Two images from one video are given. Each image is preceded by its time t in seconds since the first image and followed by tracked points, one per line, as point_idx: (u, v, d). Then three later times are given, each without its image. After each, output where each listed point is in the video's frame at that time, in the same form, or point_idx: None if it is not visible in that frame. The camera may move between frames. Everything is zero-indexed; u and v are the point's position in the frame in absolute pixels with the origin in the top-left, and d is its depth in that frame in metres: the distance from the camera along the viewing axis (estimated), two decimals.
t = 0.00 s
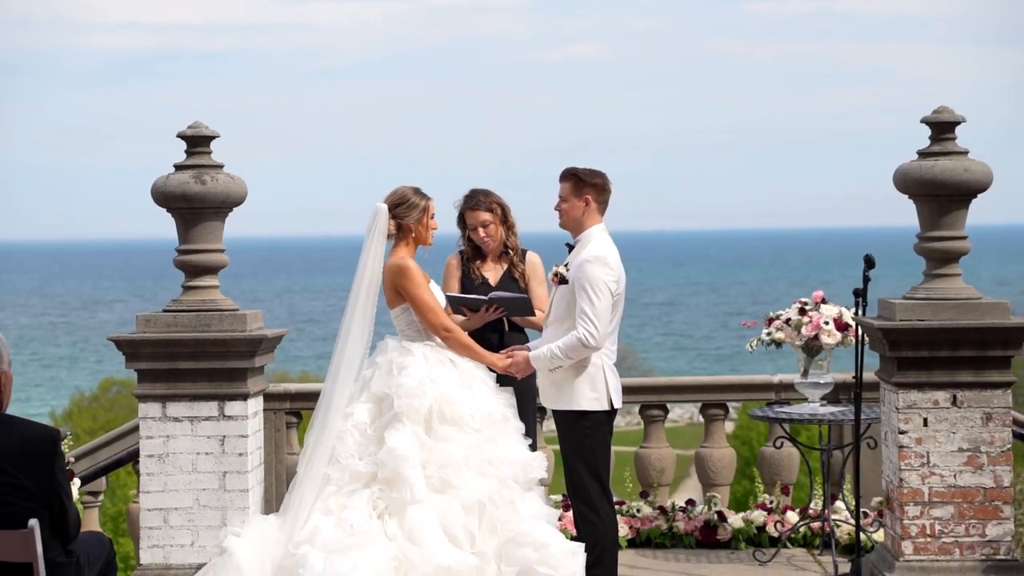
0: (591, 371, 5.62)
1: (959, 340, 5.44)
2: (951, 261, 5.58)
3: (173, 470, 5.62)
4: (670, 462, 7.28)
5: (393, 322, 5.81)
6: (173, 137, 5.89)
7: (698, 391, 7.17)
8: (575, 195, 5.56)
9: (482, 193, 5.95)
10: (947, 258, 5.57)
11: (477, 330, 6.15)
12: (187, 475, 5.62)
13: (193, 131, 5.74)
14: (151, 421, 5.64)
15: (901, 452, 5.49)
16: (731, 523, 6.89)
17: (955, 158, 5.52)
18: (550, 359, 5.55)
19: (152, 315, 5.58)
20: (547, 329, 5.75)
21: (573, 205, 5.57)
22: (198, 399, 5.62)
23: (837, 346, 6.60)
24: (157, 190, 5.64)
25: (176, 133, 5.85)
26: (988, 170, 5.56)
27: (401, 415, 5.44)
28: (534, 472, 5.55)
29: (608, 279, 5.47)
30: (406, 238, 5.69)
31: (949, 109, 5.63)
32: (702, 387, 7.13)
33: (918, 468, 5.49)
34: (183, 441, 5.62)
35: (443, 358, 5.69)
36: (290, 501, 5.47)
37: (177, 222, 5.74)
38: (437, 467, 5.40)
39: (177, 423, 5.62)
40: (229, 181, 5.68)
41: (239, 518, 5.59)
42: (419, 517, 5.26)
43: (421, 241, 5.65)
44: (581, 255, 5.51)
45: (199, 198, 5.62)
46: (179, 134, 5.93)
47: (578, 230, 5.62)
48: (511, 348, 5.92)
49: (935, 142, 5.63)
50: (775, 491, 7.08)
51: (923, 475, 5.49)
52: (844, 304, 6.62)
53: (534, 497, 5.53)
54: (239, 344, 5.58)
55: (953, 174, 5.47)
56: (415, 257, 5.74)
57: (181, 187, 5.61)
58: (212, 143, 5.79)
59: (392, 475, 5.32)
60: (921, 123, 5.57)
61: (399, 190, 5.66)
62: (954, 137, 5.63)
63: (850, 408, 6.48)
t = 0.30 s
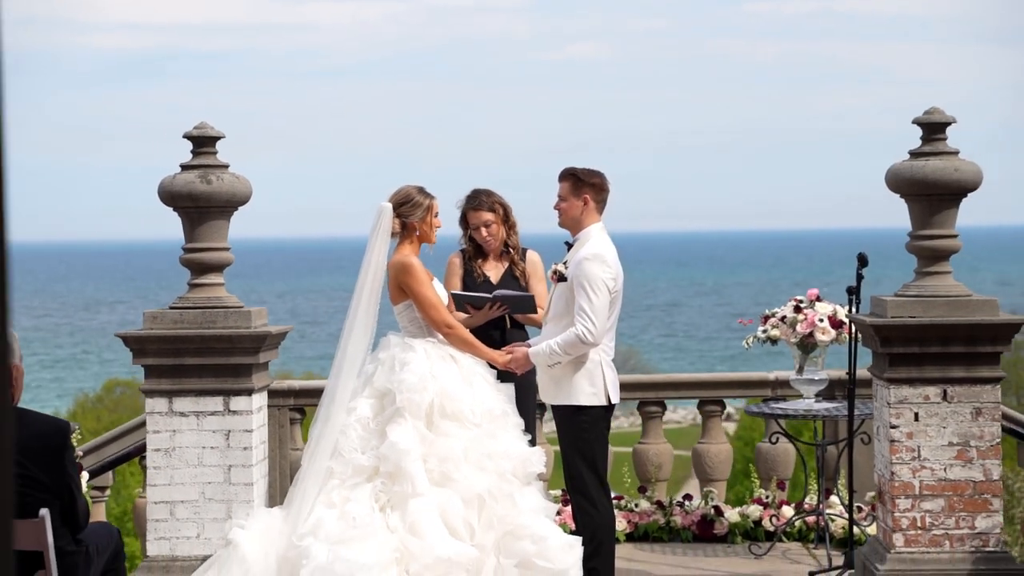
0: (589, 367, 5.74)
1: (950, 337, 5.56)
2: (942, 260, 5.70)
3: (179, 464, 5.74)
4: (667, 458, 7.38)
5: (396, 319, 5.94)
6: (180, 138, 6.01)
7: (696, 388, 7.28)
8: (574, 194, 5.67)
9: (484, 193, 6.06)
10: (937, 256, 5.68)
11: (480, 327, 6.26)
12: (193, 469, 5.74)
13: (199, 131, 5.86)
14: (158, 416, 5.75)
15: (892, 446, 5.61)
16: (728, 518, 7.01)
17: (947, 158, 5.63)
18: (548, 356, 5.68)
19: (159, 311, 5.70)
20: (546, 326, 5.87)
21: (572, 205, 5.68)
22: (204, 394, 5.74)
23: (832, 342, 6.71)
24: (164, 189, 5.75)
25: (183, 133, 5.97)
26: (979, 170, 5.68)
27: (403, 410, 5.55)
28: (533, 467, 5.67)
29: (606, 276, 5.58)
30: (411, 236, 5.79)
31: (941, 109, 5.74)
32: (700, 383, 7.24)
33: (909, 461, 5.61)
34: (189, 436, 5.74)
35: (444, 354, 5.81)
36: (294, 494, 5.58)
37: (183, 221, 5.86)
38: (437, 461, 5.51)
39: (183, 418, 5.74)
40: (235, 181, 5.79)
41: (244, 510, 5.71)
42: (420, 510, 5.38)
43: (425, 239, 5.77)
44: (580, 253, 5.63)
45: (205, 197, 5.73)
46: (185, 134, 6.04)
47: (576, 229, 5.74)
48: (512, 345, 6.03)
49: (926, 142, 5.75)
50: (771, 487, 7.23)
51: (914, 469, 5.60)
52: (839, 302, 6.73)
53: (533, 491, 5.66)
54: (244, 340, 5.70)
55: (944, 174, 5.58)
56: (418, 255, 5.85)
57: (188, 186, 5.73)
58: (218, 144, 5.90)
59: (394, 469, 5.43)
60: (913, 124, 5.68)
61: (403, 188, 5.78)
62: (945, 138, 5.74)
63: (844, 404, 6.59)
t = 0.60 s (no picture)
0: (587, 361, 5.85)
1: (940, 333, 5.67)
2: (933, 257, 5.80)
3: (186, 457, 5.86)
4: (665, 453, 7.48)
5: (398, 316, 6.06)
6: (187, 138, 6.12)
7: (694, 383, 7.39)
8: (573, 193, 5.78)
9: (487, 192, 6.17)
10: (928, 254, 5.78)
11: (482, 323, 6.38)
12: (199, 462, 5.86)
13: (205, 131, 5.97)
14: (164, 410, 5.87)
15: (884, 439, 5.72)
16: (725, 511, 7.11)
17: (937, 157, 5.74)
18: (548, 351, 5.78)
19: (166, 307, 5.83)
20: (545, 322, 5.98)
21: (570, 203, 5.80)
22: (210, 388, 5.85)
23: (826, 339, 6.82)
24: (170, 188, 5.87)
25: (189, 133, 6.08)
26: (969, 169, 5.79)
27: (403, 406, 5.66)
28: (532, 462, 5.77)
29: (603, 273, 5.69)
30: (413, 234, 5.91)
31: (932, 110, 5.85)
32: (698, 379, 7.35)
33: (901, 455, 5.72)
34: (195, 429, 5.86)
35: (445, 350, 5.92)
36: (298, 487, 5.72)
37: (190, 219, 5.97)
38: (437, 455, 5.61)
39: (190, 412, 5.86)
40: (240, 180, 5.91)
41: (249, 502, 5.83)
42: (420, 502, 5.47)
43: (428, 237, 5.89)
44: (579, 250, 5.74)
45: (210, 196, 5.85)
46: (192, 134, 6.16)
47: (575, 227, 5.85)
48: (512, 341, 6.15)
49: (917, 142, 5.86)
50: (767, 480, 7.33)
51: (905, 462, 5.71)
52: (834, 299, 6.84)
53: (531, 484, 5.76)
54: (249, 336, 5.81)
55: (935, 173, 5.69)
56: (421, 253, 5.96)
57: (194, 185, 5.84)
58: (224, 143, 6.02)
59: (394, 463, 5.54)
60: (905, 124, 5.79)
61: (405, 187, 5.90)
62: (936, 138, 5.85)
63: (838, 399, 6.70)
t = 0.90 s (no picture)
0: (586, 356, 5.93)
1: (932, 327, 5.79)
2: (925, 252, 5.93)
3: (192, 449, 5.98)
4: (663, 446, 7.64)
5: (400, 311, 6.17)
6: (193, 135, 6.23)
7: (692, 377, 7.50)
8: (572, 190, 5.90)
9: (490, 188, 6.30)
10: (920, 249, 5.91)
11: (484, 318, 6.50)
12: (205, 454, 5.97)
13: (211, 129, 6.08)
14: (172, 402, 5.99)
15: (877, 431, 5.85)
16: (722, 503, 7.22)
17: (929, 155, 5.85)
18: (547, 345, 5.89)
19: (173, 302, 5.94)
20: (545, 317, 6.09)
21: (569, 200, 5.91)
22: (216, 381, 5.97)
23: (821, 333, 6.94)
24: (177, 185, 5.99)
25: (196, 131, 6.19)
26: (960, 167, 5.90)
27: (405, 400, 5.76)
28: (532, 454, 5.85)
29: (603, 269, 5.79)
30: (415, 232, 6.02)
31: (923, 108, 5.97)
32: (696, 373, 7.47)
33: (893, 446, 5.84)
34: (201, 421, 5.98)
35: (446, 345, 6.03)
36: (303, 479, 5.84)
37: (196, 215, 6.09)
38: (438, 448, 5.71)
39: (196, 405, 5.98)
40: (245, 177, 6.02)
41: (254, 493, 5.95)
42: (421, 495, 5.58)
43: (429, 234, 5.99)
44: (578, 247, 5.84)
45: (216, 192, 5.97)
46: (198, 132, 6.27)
47: (574, 224, 5.96)
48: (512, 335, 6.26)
49: (910, 140, 5.97)
50: (763, 473, 7.45)
51: (897, 454, 5.84)
52: (829, 294, 6.95)
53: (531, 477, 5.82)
54: (255, 330, 5.93)
55: (926, 171, 5.81)
56: (422, 250, 6.07)
57: (200, 181, 5.96)
58: (229, 140, 6.13)
59: (396, 456, 5.63)
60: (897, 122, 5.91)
61: (407, 186, 6.01)
62: (927, 136, 5.97)
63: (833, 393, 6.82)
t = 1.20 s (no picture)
0: (586, 347, 6.03)
1: (925, 319, 5.91)
2: (917, 246, 6.05)
3: (199, 438, 6.10)
4: (660, 437, 7.76)
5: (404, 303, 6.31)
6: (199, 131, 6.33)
7: (689, 370, 7.63)
8: (572, 184, 6.02)
9: (492, 185, 6.42)
10: (912, 243, 6.04)
11: (485, 311, 6.62)
12: (212, 443, 6.10)
13: (217, 125, 6.19)
14: (179, 393, 6.11)
15: (870, 421, 5.97)
16: (718, 493, 7.35)
17: (920, 150, 5.98)
18: (547, 337, 5.98)
19: (180, 295, 6.06)
20: (544, 309, 6.20)
21: (569, 194, 6.03)
22: (222, 372, 6.09)
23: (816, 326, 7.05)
24: (184, 180, 6.10)
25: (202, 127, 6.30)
26: (952, 162, 6.02)
27: (408, 390, 5.87)
28: (533, 444, 5.96)
29: (602, 261, 5.90)
30: (417, 225, 6.15)
31: (915, 105, 6.11)
32: (692, 366, 7.59)
33: (886, 436, 5.96)
34: (208, 412, 6.09)
35: (449, 337, 6.15)
36: (307, 468, 5.94)
37: (203, 209, 6.20)
38: (441, 437, 5.83)
39: (203, 395, 6.09)
40: (251, 172, 6.12)
41: (260, 482, 6.08)
42: (425, 483, 5.70)
43: (430, 228, 6.12)
44: (578, 240, 5.95)
45: (223, 187, 6.08)
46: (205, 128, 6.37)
47: (574, 218, 6.07)
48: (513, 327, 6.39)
49: (902, 136, 6.09)
50: (759, 463, 7.56)
51: (890, 443, 5.96)
52: (824, 288, 7.07)
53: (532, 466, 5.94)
54: (260, 321, 6.06)
55: (918, 167, 5.93)
56: (424, 244, 6.20)
57: (207, 176, 6.07)
58: (234, 136, 6.23)
59: (400, 445, 5.75)
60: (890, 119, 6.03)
61: (408, 180, 6.09)
62: (920, 132, 6.09)
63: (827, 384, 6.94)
